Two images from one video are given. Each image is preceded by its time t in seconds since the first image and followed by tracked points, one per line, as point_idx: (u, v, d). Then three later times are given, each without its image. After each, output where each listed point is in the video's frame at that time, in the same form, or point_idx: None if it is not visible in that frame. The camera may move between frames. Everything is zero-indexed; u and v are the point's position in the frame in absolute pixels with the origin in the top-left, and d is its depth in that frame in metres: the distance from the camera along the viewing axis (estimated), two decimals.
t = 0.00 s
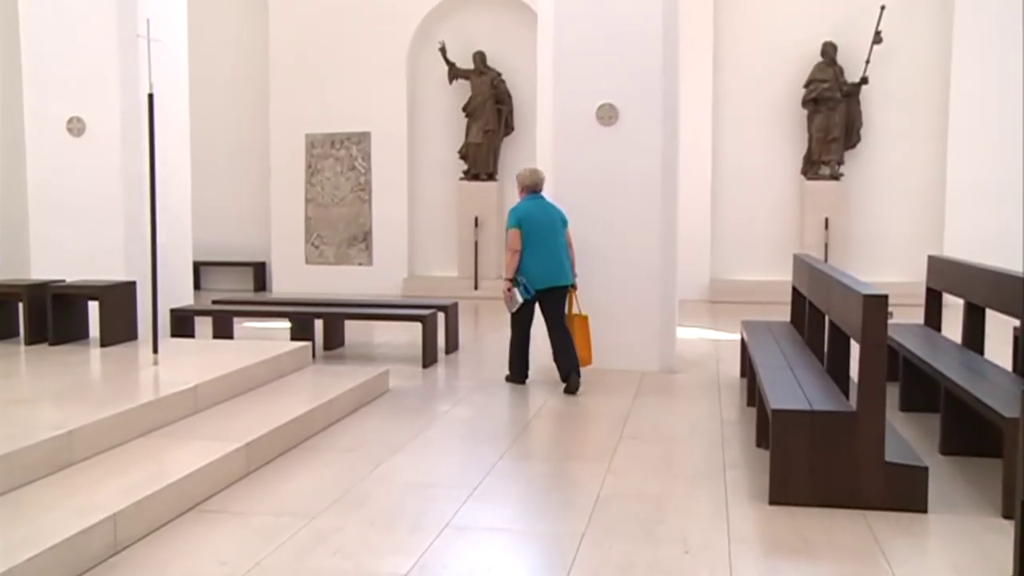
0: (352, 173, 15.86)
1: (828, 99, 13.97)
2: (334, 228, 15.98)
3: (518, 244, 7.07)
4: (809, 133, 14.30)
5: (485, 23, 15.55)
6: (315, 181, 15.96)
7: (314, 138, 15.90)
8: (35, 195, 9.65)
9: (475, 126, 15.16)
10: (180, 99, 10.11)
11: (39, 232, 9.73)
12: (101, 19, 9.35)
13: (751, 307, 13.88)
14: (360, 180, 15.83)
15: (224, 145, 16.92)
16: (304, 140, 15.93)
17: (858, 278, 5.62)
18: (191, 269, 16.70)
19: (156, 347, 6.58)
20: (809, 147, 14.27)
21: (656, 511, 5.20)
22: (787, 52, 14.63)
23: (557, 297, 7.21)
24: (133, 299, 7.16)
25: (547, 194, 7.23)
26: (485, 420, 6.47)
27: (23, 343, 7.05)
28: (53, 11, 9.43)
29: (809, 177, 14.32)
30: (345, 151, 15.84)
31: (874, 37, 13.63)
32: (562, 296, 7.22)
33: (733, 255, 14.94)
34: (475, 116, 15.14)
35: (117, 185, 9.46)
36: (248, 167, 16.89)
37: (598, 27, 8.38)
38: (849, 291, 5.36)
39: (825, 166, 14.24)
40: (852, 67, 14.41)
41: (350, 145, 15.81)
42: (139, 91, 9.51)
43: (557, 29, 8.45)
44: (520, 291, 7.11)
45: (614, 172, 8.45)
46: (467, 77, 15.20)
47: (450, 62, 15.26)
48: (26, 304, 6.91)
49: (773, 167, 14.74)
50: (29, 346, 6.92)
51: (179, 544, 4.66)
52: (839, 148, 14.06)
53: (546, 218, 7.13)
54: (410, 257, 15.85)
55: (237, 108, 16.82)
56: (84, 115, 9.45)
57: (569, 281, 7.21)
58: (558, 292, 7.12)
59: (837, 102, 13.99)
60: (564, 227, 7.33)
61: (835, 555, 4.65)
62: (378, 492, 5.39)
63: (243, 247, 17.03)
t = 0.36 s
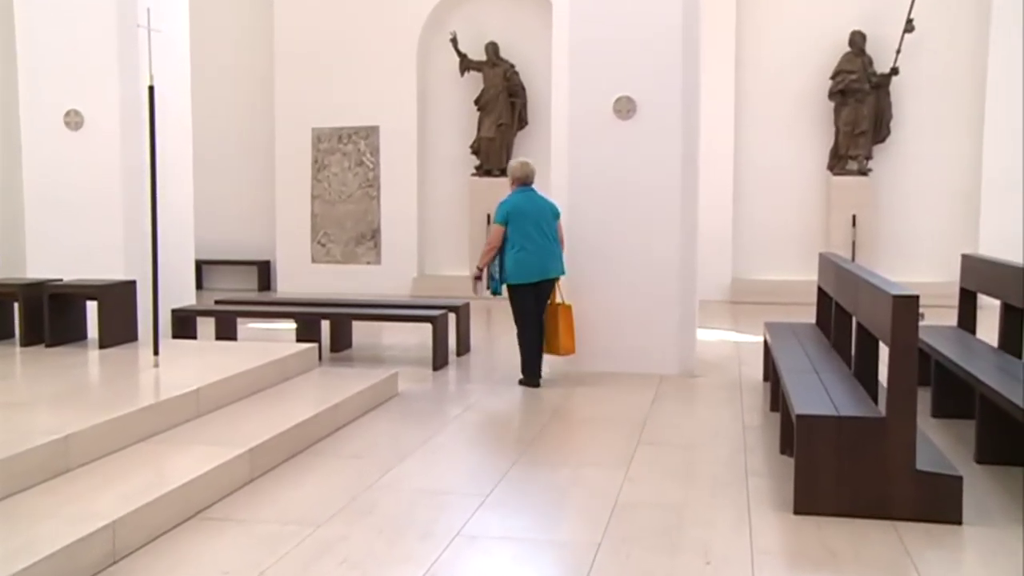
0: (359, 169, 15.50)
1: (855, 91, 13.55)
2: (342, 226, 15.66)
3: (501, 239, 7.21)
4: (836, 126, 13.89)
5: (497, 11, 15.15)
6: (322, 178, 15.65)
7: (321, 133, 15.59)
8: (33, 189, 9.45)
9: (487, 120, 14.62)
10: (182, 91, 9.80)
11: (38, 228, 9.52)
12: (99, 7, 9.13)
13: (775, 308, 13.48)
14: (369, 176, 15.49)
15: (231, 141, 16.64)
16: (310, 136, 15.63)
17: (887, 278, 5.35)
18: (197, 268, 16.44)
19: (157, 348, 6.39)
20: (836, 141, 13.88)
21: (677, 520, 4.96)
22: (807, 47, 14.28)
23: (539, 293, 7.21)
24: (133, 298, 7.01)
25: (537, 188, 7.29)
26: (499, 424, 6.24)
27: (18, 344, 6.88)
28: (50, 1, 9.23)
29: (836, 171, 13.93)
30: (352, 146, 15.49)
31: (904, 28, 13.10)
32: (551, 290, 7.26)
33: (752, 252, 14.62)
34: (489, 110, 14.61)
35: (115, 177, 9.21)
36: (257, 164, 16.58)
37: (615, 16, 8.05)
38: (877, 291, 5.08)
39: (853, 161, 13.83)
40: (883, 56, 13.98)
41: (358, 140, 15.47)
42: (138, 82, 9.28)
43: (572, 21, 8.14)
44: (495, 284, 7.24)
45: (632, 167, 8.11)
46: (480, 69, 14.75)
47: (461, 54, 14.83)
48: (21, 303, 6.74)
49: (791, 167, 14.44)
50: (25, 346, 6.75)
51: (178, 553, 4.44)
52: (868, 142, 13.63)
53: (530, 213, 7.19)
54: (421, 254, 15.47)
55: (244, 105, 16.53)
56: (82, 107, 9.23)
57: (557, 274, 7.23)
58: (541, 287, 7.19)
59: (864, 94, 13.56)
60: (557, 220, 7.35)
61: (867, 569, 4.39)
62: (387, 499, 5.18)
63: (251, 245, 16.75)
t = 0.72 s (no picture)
0: (365, 163, 14.35)
1: (886, 80, 12.53)
2: (346, 223, 14.49)
3: (498, 232, 7.03)
4: (866, 118, 12.88)
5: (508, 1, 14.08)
6: (325, 172, 14.47)
7: (324, 125, 14.41)
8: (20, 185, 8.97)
9: (498, 112, 13.64)
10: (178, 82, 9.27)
11: (27, 225, 8.99)
12: None
13: (802, 309, 12.41)
14: (374, 170, 14.32)
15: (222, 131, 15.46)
16: (314, 128, 14.46)
17: (918, 278, 5.05)
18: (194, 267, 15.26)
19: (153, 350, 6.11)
20: (866, 133, 12.85)
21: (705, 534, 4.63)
22: (843, 27, 13.09)
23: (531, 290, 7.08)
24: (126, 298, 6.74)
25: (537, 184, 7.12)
26: (512, 431, 5.89)
27: (7, 345, 6.65)
28: None
29: (865, 165, 12.89)
30: (357, 139, 14.33)
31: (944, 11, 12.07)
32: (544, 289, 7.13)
33: (788, 247, 13.39)
34: (500, 102, 13.62)
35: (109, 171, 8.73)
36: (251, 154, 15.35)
37: None
38: (909, 292, 4.76)
39: (884, 155, 12.80)
40: (916, 46, 12.88)
41: (363, 132, 14.32)
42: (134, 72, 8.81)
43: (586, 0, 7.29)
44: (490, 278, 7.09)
45: (648, 157, 7.29)
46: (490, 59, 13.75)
47: (470, 42, 13.83)
48: (10, 303, 6.51)
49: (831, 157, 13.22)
50: (13, 348, 6.53)
51: (176, 565, 4.17)
52: (899, 135, 12.62)
53: (529, 210, 7.01)
54: (428, 252, 14.34)
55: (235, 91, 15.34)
56: (75, 98, 8.75)
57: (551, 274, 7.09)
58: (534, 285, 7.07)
59: (897, 83, 12.53)
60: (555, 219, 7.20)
61: None
62: (393, 507, 4.89)
63: (247, 243, 15.50)
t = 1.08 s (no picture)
0: (368, 156, 13.33)
1: (920, 68, 11.57)
2: (348, 220, 13.47)
3: (497, 228, 6.73)
4: (897, 109, 11.91)
5: None
6: (326, 166, 13.45)
7: (325, 116, 13.41)
8: (4, 179, 8.32)
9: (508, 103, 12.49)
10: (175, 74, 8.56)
11: (13, 221, 8.36)
12: None
13: (829, 310, 11.52)
14: (377, 164, 13.32)
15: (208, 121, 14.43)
16: (314, 120, 13.45)
17: (953, 278, 4.73)
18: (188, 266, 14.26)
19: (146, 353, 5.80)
20: (897, 125, 11.90)
21: (732, 546, 4.30)
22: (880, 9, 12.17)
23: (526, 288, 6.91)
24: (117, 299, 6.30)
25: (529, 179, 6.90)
26: (524, 438, 5.54)
27: None
28: None
29: (896, 159, 11.92)
30: (360, 131, 13.33)
31: None
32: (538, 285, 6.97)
33: (814, 246, 12.53)
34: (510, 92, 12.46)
35: (98, 165, 8.09)
36: (241, 143, 14.29)
37: None
38: (944, 292, 4.37)
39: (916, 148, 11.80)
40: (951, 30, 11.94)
41: (366, 124, 13.30)
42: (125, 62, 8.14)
43: None
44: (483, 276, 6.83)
45: (664, 154, 6.99)
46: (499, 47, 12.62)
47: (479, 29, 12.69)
48: None
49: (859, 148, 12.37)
50: None
51: None
52: (934, 126, 11.65)
53: (527, 206, 6.80)
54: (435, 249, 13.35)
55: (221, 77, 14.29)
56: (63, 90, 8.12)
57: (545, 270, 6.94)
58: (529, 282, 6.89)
59: (931, 71, 11.60)
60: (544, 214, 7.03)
61: None
62: (397, 519, 4.56)
63: (236, 240, 14.43)
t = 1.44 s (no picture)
0: (372, 150, 12.73)
1: (958, 54, 10.85)
2: (352, 216, 12.88)
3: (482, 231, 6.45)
4: (933, 98, 11.18)
5: None
6: (329, 160, 12.87)
7: (327, 108, 12.79)
8: None
9: (519, 92, 11.72)
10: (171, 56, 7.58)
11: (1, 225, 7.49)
12: None
13: (855, 312, 10.70)
14: (382, 158, 12.74)
15: (203, 113, 13.75)
16: (314, 111, 12.83)
17: (992, 277, 4.40)
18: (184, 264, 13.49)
19: (139, 356, 5.54)
20: (933, 115, 11.16)
21: (760, 562, 3.99)
22: None
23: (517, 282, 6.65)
24: (109, 298, 5.99)
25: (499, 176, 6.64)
26: (536, 445, 5.22)
27: None
28: None
29: (931, 151, 11.18)
30: (364, 122, 12.73)
31: None
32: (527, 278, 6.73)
33: (840, 243, 11.79)
34: (521, 83, 11.69)
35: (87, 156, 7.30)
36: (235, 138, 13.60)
37: None
38: (982, 292, 4.07)
39: (954, 139, 11.06)
40: (995, 13, 11.18)
41: (371, 116, 12.71)
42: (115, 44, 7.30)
43: None
44: (475, 280, 6.53)
45: (681, 142, 6.41)
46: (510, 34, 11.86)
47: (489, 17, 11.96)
48: None
49: (887, 142, 11.61)
50: None
51: None
52: (973, 115, 10.84)
53: (508, 202, 6.54)
54: (442, 246, 12.76)
55: (214, 68, 13.63)
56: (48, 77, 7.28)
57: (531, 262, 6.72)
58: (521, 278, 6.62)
59: (971, 57, 10.82)
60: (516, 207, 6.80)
61: None
62: (402, 531, 4.26)
63: (230, 237, 13.76)
